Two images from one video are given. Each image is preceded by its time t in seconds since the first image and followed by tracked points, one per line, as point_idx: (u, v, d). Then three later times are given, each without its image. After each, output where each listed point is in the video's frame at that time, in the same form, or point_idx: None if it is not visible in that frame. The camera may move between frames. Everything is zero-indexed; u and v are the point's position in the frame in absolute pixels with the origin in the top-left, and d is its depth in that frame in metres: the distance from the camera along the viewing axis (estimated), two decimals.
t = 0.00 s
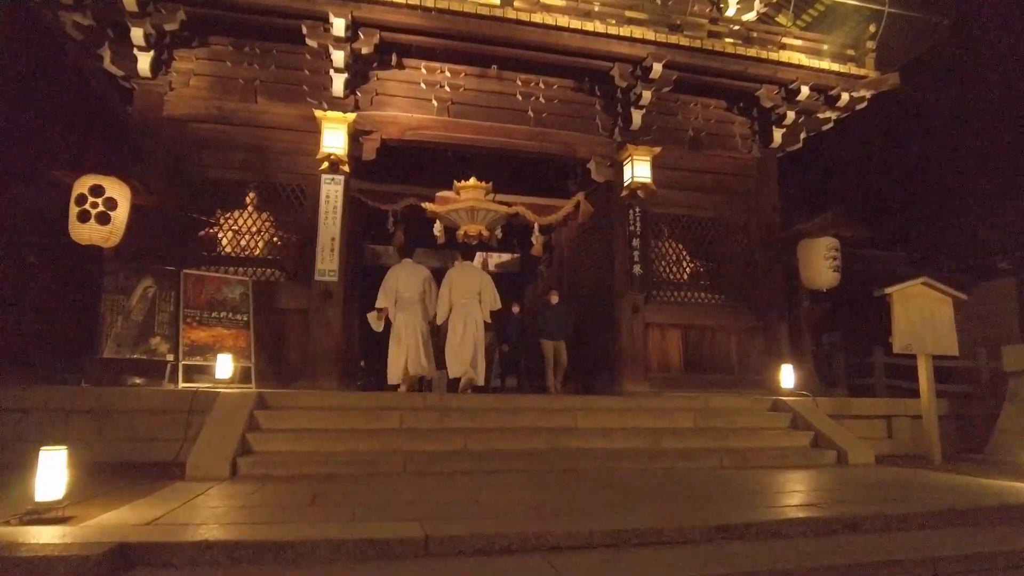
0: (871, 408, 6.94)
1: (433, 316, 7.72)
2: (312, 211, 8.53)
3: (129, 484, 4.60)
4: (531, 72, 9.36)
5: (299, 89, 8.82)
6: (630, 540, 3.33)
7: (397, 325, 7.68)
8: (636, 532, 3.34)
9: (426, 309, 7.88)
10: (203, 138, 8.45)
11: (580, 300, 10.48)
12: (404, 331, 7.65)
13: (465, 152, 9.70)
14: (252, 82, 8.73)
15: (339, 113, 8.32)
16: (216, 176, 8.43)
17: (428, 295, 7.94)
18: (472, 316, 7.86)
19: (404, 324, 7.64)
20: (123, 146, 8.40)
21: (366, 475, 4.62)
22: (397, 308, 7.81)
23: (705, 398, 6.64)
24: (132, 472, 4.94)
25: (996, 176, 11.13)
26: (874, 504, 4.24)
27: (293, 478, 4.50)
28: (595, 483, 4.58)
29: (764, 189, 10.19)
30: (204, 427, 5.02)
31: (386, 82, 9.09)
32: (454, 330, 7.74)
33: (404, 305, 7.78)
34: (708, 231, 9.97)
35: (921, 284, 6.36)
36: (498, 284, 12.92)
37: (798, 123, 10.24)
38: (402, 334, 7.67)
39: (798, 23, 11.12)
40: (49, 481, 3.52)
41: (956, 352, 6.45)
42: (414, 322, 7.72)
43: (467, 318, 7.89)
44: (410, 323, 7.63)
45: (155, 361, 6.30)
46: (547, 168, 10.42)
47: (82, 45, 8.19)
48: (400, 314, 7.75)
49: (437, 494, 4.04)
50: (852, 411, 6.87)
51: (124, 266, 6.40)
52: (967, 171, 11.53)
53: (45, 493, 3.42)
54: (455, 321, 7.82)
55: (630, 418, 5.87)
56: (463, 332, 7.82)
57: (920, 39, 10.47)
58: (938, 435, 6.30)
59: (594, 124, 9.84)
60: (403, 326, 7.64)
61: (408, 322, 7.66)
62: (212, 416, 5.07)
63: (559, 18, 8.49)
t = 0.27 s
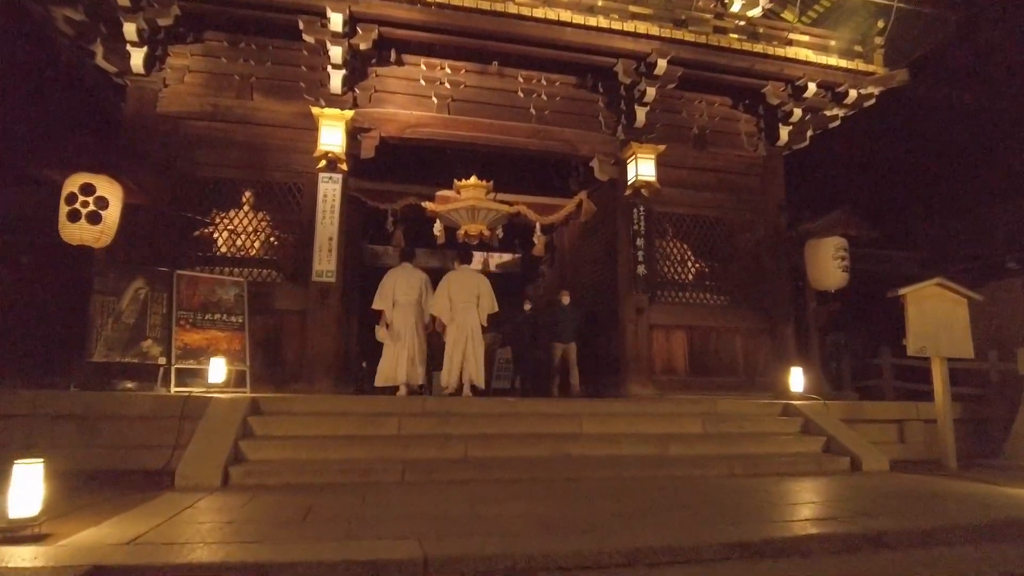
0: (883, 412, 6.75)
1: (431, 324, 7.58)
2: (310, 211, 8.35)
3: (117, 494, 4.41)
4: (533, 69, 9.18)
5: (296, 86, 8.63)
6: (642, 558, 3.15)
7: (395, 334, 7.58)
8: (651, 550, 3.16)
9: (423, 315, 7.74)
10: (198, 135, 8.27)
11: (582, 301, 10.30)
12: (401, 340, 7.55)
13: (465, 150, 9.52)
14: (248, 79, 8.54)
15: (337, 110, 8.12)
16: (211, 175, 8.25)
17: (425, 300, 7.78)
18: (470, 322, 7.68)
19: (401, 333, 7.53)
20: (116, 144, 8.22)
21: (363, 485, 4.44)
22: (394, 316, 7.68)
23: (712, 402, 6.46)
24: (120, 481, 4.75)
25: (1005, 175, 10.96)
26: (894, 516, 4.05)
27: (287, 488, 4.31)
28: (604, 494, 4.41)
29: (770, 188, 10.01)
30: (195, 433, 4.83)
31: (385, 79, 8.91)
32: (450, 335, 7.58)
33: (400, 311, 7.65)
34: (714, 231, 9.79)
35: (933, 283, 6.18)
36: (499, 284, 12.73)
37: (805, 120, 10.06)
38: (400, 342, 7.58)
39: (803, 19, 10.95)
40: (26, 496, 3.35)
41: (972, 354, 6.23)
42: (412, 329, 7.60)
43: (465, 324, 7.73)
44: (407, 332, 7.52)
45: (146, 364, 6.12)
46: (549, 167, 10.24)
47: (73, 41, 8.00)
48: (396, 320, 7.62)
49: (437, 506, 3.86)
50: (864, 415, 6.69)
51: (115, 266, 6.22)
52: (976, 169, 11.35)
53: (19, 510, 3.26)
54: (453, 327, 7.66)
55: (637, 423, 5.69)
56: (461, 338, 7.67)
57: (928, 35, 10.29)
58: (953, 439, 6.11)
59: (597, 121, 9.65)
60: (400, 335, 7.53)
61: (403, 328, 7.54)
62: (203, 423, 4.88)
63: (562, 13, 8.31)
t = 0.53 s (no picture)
0: (896, 416, 6.56)
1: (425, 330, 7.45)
2: (307, 209, 8.15)
3: (102, 505, 4.22)
4: (536, 64, 8.98)
5: (293, 82, 8.43)
6: None
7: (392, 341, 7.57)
8: (666, 569, 2.96)
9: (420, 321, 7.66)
10: (193, 132, 8.07)
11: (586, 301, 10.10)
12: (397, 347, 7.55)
13: (466, 147, 9.32)
14: (244, 74, 8.34)
15: (335, 105, 7.92)
16: (206, 172, 8.06)
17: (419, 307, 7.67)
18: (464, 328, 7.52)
19: (396, 340, 7.53)
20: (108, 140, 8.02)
21: (360, 494, 4.24)
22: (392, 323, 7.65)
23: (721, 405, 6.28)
24: (108, 489, 4.56)
25: (1016, 173, 10.75)
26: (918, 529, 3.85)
27: (281, 498, 4.12)
28: (612, 505, 4.21)
29: (777, 186, 9.81)
30: (185, 440, 4.64)
31: (385, 74, 8.72)
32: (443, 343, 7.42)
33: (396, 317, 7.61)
34: (720, 230, 9.59)
35: (950, 284, 6.00)
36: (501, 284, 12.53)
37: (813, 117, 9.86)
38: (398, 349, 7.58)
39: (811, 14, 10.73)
40: None
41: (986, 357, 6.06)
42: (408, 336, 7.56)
43: (460, 329, 7.57)
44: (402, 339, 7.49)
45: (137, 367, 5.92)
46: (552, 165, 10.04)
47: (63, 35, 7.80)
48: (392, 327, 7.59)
49: (437, 519, 3.66)
50: (876, 419, 6.50)
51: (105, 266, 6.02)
52: (986, 167, 11.15)
53: None
54: (448, 332, 7.50)
55: (644, 428, 5.50)
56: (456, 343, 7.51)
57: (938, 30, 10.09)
58: (969, 444, 5.91)
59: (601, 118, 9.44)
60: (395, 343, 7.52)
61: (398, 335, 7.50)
62: (194, 428, 4.69)
63: (566, 6, 8.10)
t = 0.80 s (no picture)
0: (905, 423, 6.40)
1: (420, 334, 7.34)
2: (303, 210, 7.98)
3: (86, 519, 4.06)
4: (536, 62, 8.81)
5: (288, 80, 8.26)
6: None
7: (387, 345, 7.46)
8: None
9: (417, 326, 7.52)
10: (186, 131, 7.90)
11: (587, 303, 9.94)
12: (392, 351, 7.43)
13: (465, 147, 9.15)
14: (239, 73, 8.18)
15: (331, 104, 7.74)
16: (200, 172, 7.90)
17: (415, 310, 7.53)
18: (456, 332, 7.38)
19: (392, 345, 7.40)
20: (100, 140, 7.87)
21: (353, 508, 4.08)
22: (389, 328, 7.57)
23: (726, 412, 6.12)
24: (92, 501, 4.41)
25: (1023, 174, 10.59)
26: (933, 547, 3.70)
27: (271, 512, 3.96)
28: (614, 520, 4.05)
29: (781, 187, 9.64)
30: (173, 449, 4.48)
31: (382, 73, 8.56)
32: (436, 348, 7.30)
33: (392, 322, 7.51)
34: (723, 231, 9.42)
35: (961, 288, 5.85)
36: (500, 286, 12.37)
37: (817, 116, 9.69)
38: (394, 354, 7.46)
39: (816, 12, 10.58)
40: None
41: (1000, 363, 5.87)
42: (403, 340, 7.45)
43: (453, 333, 7.44)
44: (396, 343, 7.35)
45: (126, 373, 5.77)
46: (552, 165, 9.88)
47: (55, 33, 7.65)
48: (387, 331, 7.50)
49: (431, 537, 3.50)
50: (885, 426, 6.34)
51: (93, 269, 5.87)
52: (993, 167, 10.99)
53: None
54: (441, 338, 7.37)
55: (648, 437, 5.34)
56: (449, 348, 7.39)
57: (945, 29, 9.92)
58: (981, 452, 5.75)
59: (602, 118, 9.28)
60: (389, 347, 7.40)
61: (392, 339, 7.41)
62: (182, 437, 4.53)
63: (566, 3, 7.93)
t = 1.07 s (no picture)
0: (916, 427, 6.21)
1: (421, 341, 7.24)
2: (297, 208, 7.79)
3: (63, 532, 3.87)
4: (536, 58, 8.62)
5: (282, 76, 8.07)
6: None
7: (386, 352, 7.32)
8: None
9: (416, 332, 7.42)
10: (177, 128, 7.71)
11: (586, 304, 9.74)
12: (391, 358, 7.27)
13: (463, 145, 8.95)
14: (231, 68, 7.99)
15: (326, 101, 7.53)
16: (192, 170, 7.71)
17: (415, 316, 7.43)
18: (458, 338, 7.30)
19: (391, 351, 7.22)
20: (89, 136, 7.66)
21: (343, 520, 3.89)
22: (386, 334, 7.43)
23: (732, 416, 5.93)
24: (71, 512, 4.21)
25: None
26: (956, 562, 3.50)
27: (258, 525, 3.77)
28: (619, 533, 3.87)
29: (786, 185, 9.45)
30: (158, 456, 4.29)
31: (378, 68, 8.36)
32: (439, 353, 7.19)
33: (390, 328, 7.32)
34: (727, 230, 9.23)
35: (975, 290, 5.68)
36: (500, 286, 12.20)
37: (823, 113, 9.50)
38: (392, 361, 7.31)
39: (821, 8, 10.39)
40: None
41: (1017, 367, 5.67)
42: (402, 347, 7.27)
43: (454, 340, 7.36)
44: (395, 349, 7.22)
45: (111, 376, 5.57)
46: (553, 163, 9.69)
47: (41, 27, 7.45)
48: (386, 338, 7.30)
49: (425, 553, 3.30)
50: (896, 431, 6.15)
51: (79, 269, 5.67)
52: (1000, 166, 10.81)
53: None
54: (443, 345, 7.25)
55: (652, 443, 5.15)
56: (450, 355, 7.31)
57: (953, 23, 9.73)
58: (996, 457, 5.58)
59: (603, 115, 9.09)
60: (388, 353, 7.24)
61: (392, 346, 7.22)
62: (166, 445, 4.33)
63: None
